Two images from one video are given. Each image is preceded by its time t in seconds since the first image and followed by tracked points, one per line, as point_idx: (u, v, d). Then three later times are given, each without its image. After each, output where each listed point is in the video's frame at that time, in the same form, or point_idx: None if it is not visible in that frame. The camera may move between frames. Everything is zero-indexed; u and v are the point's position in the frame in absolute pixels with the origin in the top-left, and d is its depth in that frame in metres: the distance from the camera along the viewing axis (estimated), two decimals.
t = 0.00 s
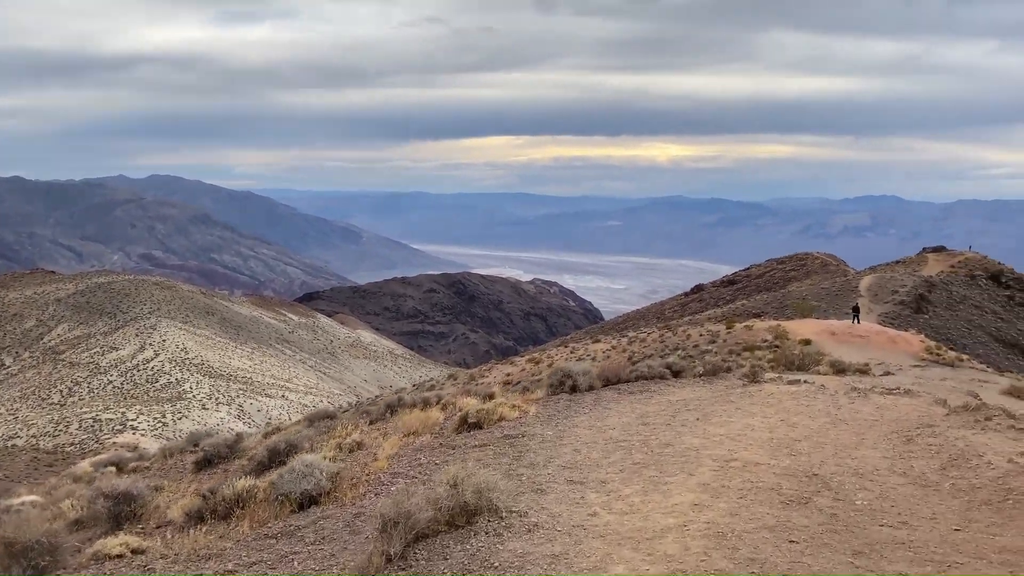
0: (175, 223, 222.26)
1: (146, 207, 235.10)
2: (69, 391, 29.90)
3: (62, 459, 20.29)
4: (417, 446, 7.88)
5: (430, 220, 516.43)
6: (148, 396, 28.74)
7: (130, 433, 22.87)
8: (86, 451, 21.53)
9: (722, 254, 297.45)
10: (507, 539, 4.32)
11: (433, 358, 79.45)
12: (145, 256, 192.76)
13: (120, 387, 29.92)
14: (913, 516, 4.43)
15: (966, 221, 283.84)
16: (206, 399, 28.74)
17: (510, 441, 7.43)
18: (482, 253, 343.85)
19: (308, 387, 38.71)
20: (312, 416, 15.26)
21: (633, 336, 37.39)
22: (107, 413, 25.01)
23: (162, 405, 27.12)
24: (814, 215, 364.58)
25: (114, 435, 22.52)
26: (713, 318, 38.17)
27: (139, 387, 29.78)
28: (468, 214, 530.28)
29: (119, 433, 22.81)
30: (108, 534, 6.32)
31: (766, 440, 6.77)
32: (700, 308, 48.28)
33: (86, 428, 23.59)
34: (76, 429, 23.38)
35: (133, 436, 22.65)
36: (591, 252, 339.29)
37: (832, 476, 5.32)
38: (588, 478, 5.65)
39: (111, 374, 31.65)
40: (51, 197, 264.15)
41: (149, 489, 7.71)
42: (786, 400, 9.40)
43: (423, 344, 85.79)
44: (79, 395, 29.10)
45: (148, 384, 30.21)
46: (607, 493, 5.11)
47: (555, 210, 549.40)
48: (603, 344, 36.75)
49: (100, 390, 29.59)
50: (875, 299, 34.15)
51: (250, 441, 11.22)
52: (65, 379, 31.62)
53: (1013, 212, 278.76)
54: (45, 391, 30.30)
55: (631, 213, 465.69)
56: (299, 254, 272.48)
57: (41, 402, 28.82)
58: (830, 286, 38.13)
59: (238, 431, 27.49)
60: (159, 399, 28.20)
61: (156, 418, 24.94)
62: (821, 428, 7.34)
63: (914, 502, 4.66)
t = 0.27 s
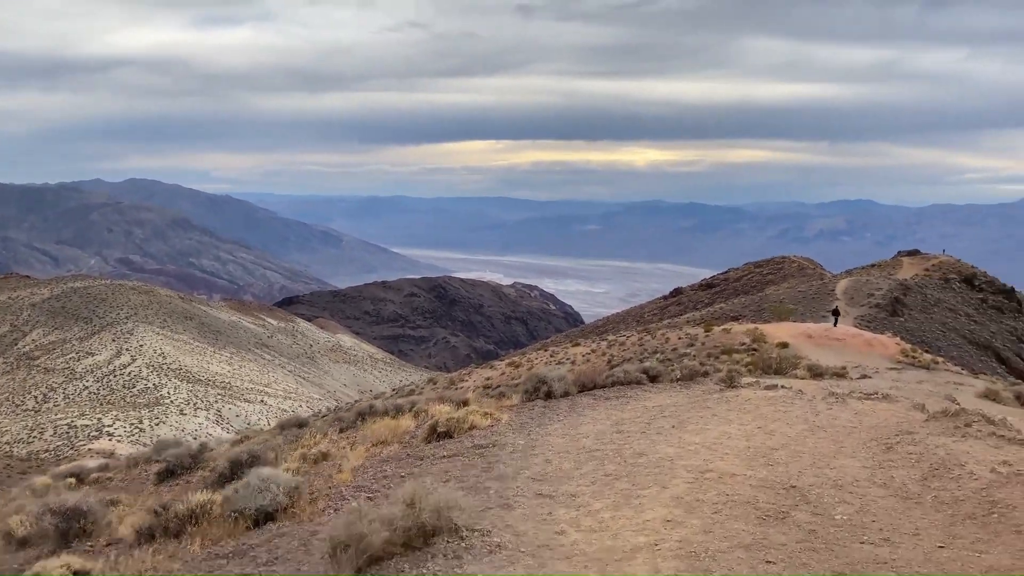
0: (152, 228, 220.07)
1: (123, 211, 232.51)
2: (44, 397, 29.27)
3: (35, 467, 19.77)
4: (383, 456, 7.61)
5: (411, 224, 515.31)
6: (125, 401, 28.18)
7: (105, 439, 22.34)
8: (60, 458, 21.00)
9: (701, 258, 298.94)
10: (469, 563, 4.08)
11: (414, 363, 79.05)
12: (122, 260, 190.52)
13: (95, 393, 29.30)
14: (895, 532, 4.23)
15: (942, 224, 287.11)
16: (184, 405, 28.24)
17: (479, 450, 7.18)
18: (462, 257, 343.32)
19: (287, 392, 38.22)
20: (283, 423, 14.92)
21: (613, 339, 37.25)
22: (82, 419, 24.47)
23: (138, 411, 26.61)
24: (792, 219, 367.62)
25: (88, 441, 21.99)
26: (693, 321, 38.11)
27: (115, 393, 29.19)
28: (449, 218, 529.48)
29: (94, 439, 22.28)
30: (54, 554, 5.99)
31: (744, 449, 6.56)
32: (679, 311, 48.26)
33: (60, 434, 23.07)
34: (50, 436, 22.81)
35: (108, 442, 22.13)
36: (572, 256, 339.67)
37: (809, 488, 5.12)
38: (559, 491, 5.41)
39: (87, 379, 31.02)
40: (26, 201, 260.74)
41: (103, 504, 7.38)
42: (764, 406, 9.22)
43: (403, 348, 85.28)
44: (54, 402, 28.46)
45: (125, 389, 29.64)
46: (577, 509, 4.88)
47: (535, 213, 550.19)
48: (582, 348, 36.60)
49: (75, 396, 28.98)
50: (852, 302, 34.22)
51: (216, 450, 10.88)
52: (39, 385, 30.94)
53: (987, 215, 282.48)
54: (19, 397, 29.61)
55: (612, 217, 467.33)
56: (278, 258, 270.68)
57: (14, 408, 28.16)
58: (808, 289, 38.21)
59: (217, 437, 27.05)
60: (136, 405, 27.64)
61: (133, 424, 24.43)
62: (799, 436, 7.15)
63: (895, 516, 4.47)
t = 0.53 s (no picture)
0: (129, 232, 217.53)
1: (98, 214, 229.80)
2: (15, 403, 28.58)
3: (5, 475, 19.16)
4: (349, 471, 7.32)
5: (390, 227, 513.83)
6: (99, 407, 27.57)
7: (79, 446, 21.74)
8: (33, 465, 20.38)
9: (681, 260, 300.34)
10: None
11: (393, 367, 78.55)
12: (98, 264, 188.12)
13: (68, 399, 28.66)
14: (879, 554, 4.02)
15: (918, 226, 290.19)
16: (160, 411, 27.70)
17: (447, 465, 6.91)
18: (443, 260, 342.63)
19: (265, 397, 37.65)
20: (254, 431, 14.56)
21: (592, 343, 37.09)
22: (55, 426, 23.86)
23: (113, 417, 26.02)
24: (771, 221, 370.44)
25: (61, 448, 21.39)
26: (672, 324, 38.01)
27: (89, 399, 28.56)
28: (429, 220, 528.31)
29: (67, 445, 21.68)
30: None
31: (723, 461, 6.32)
32: (659, 314, 48.18)
33: (32, 441, 22.49)
34: (22, 443, 22.19)
35: (82, 448, 21.54)
36: (552, 258, 339.92)
37: (790, 503, 4.89)
38: (527, 509, 5.15)
39: (60, 385, 30.34)
40: None
41: (53, 522, 7.02)
42: (745, 414, 9.00)
43: (383, 352, 84.73)
44: (25, 408, 27.79)
45: (99, 395, 29.03)
46: (546, 529, 4.62)
47: (516, 216, 550.47)
48: (562, 352, 36.41)
49: (48, 402, 28.33)
50: (830, 304, 34.26)
51: (180, 462, 10.52)
52: (10, 391, 30.22)
53: (962, 217, 285.88)
54: None
55: (592, 219, 468.69)
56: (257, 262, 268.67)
57: None
58: (787, 292, 38.24)
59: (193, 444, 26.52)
60: (111, 410, 27.06)
61: (107, 430, 23.84)
62: (779, 445, 6.94)
63: (879, 536, 4.26)
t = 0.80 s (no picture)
0: (108, 233, 215.19)
1: (77, 216, 227.21)
2: None
3: None
4: (311, 478, 7.06)
5: (373, 229, 512.04)
6: (77, 411, 27.03)
7: (57, 449, 21.21)
8: (10, 470, 19.81)
9: (663, 260, 301.36)
10: None
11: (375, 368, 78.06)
12: (77, 265, 186.03)
13: (46, 402, 28.07)
14: (854, 568, 3.82)
15: (897, 226, 292.70)
16: (139, 413, 27.26)
17: (413, 472, 6.66)
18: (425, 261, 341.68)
19: (247, 399, 37.20)
20: (225, 437, 14.25)
21: (574, 343, 36.92)
22: (32, 430, 23.31)
23: (91, 419, 25.50)
24: (752, 221, 372.60)
25: (39, 452, 20.85)
26: (654, 324, 37.91)
27: (67, 402, 28.01)
28: (411, 221, 526.71)
29: (45, 449, 21.12)
30: None
31: (696, 467, 6.12)
32: (641, 314, 48.10)
33: (9, 445, 21.98)
34: None
35: (61, 452, 21.03)
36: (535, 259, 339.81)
37: (763, 512, 4.68)
38: (490, 520, 4.94)
39: (37, 389, 29.77)
40: None
41: None
42: (721, 416, 8.82)
43: (365, 353, 84.21)
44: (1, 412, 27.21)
45: (77, 398, 28.52)
46: (507, 541, 4.41)
47: (498, 217, 550.54)
48: (544, 352, 36.20)
49: (25, 406, 27.78)
50: (810, 304, 34.29)
51: (144, 467, 10.19)
52: None
53: (940, 216, 288.76)
54: None
55: (574, 219, 469.42)
56: (238, 263, 266.87)
57: None
58: (767, 291, 38.27)
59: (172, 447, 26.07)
60: (90, 413, 26.55)
61: (86, 434, 23.31)
62: (754, 450, 6.75)
63: (855, 547, 4.07)
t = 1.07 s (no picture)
0: (89, 232, 212.98)
1: (58, 214, 224.76)
2: None
3: None
4: (277, 484, 6.82)
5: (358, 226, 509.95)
6: (59, 410, 26.58)
7: (39, 450, 20.83)
8: None
9: (648, 257, 301.97)
10: None
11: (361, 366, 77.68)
12: (58, 264, 184.01)
13: (27, 402, 27.61)
14: None
15: (879, 222, 294.70)
16: (122, 412, 26.89)
17: (381, 478, 6.45)
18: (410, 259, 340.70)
19: (231, 398, 36.79)
20: (201, 437, 13.95)
21: (559, 340, 36.76)
22: (14, 431, 22.90)
23: (73, 419, 25.07)
24: (736, 218, 373.93)
25: (20, 452, 20.48)
26: (638, 321, 37.82)
27: (48, 402, 27.54)
28: (396, 218, 524.85)
29: (26, 450, 20.75)
30: None
31: (674, 471, 5.93)
32: (625, 311, 48.01)
33: None
34: None
35: (42, 452, 20.64)
36: (520, 256, 339.57)
37: (742, 520, 4.49)
38: (459, 529, 4.73)
39: (17, 388, 29.27)
40: None
41: None
42: (702, 416, 8.64)
43: (350, 351, 83.75)
44: None
45: (59, 397, 28.09)
46: (473, 554, 4.22)
47: (483, 214, 549.68)
48: (528, 350, 36.02)
49: (6, 406, 27.28)
50: (793, 300, 34.28)
51: (113, 471, 9.91)
52: None
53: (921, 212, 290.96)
54: None
55: (560, 217, 469.50)
56: (221, 262, 265.07)
57: None
58: (750, 288, 38.23)
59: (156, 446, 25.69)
60: (71, 413, 26.12)
61: (67, 433, 22.90)
62: (734, 452, 6.56)
63: (837, 556, 3.90)
